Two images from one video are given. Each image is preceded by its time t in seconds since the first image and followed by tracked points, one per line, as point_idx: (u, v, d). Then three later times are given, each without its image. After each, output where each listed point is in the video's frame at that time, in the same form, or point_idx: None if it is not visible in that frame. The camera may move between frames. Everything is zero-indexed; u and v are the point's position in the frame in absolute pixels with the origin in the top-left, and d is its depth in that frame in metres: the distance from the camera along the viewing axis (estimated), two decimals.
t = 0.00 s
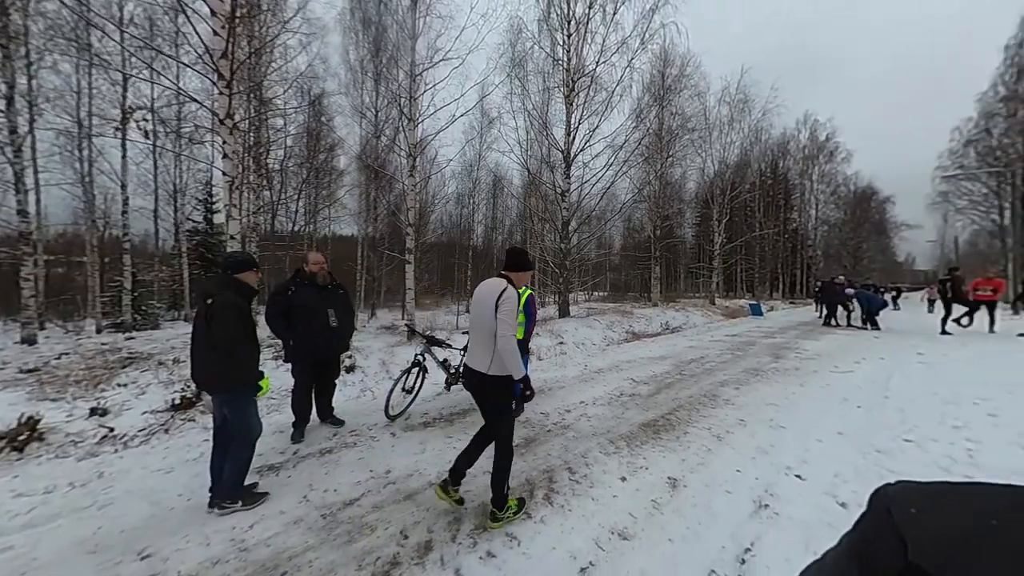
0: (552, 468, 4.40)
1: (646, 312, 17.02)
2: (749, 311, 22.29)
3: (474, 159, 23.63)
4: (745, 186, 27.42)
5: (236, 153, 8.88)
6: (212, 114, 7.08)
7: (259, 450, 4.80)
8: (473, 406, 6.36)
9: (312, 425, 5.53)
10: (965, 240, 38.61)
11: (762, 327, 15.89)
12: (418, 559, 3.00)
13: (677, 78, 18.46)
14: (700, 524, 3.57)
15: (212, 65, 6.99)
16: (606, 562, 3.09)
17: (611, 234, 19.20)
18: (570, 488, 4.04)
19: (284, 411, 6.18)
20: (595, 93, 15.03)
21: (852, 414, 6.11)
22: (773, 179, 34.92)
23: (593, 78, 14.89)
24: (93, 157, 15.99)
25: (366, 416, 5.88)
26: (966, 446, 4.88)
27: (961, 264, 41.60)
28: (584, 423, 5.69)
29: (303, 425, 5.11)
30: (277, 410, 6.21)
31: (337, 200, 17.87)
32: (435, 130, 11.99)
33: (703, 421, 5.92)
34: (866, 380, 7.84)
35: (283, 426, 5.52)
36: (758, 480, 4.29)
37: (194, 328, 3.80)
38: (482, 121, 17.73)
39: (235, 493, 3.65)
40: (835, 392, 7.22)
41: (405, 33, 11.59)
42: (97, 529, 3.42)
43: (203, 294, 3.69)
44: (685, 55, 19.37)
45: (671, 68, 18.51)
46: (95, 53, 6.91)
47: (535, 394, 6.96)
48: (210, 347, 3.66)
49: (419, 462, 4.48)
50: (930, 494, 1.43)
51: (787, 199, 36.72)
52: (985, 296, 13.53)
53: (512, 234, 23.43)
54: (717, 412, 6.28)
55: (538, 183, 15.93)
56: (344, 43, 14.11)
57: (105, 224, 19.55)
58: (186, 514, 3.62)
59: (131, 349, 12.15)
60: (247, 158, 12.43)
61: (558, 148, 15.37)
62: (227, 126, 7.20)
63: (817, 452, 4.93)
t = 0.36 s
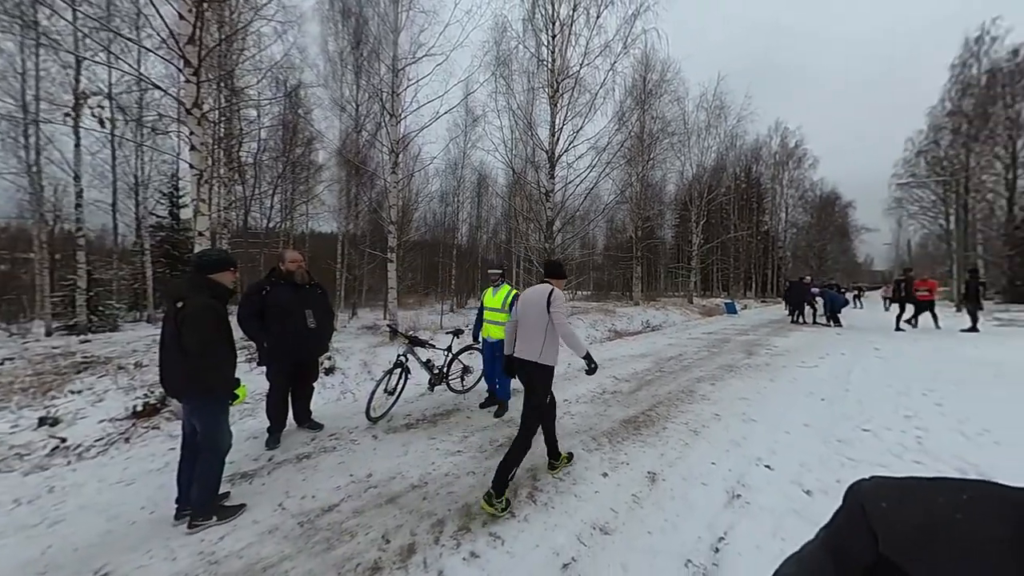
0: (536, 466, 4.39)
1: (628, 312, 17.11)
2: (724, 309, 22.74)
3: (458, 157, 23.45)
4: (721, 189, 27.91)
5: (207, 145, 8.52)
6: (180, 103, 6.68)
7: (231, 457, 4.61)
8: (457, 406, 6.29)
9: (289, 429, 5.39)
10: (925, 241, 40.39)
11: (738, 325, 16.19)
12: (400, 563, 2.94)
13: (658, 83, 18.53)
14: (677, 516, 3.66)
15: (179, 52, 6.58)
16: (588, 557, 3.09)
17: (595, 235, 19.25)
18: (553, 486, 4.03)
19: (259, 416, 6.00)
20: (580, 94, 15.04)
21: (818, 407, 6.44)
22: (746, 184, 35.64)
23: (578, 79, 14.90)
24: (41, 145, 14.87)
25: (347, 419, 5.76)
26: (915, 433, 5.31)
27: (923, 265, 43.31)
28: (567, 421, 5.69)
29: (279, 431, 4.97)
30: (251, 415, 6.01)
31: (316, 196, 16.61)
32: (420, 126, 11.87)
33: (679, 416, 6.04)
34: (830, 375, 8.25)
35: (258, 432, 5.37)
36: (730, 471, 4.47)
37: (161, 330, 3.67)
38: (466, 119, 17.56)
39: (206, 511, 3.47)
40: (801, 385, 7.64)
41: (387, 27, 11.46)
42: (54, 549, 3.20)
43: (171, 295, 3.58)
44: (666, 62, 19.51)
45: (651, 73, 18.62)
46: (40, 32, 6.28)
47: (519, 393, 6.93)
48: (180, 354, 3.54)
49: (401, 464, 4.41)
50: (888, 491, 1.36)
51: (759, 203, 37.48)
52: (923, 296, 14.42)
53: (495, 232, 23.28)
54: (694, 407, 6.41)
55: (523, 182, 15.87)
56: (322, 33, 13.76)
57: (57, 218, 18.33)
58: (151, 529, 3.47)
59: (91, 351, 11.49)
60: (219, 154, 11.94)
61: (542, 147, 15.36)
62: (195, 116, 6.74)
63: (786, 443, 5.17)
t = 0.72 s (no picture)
0: (520, 467, 4.35)
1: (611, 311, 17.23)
2: (701, 308, 23.07)
3: (442, 155, 23.28)
4: (699, 191, 28.30)
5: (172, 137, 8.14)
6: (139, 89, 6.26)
7: (196, 468, 4.35)
8: (441, 408, 6.21)
9: (261, 437, 5.20)
10: (892, 242, 41.81)
11: (715, 322, 16.42)
12: (381, 571, 2.87)
13: (639, 86, 18.60)
14: (658, 511, 3.68)
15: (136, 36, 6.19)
16: (571, 556, 3.06)
17: (579, 235, 19.27)
18: (538, 486, 3.99)
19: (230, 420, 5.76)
20: (564, 94, 15.06)
21: (788, 401, 6.61)
22: (722, 188, 36.20)
23: (564, 79, 14.92)
24: None
25: (325, 424, 5.60)
26: (875, 424, 5.57)
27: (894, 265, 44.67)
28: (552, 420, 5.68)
29: (251, 438, 4.77)
30: (222, 419, 5.76)
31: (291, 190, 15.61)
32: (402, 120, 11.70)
33: (659, 412, 6.07)
34: (800, 369, 8.48)
35: (229, 437, 5.13)
36: (708, 465, 4.53)
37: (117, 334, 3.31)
38: (449, 116, 17.41)
39: (168, 527, 3.24)
40: (773, 380, 7.83)
41: (367, 18, 11.30)
42: None
43: (135, 296, 3.29)
44: (648, 66, 19.63)
45: (633, 77, 18.70)
46: None
47: (504, 392, 6.89)
48: (146, 359, 3.25)
49: (383, 468, 4.32)
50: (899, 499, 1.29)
51: (734, 205, 38.14)
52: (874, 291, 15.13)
53: (479, 231, 23.17)
54: (673, 403, 6.47)
55: (508, 182, 15.82)
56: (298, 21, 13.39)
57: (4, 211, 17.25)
58: (104, 546, 3.22)
59: (40, 356, 10.77)
60: (189, 149, 11.47)
61: (527, 146, 15.35)
62: (156, 102, 6.38)
63: (759, 437, 5.28)
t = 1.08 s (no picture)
0: (504, 468, 4.31)
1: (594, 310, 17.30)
2: (680, 306, 23.36)
3: (425, 152, 23.06)
4: (679, 192, 28.61)
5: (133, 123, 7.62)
6: (92, 71, 5.64)
7: (156, 481, 4.03)
8: (424, 409, 6.13)
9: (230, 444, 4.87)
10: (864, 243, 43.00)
11: (694, 320, 16.59)
12: None
13: (622, 89, 18.62)
14: (640, 507, 3.68)
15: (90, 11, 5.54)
16: (556, 557, 3.03)
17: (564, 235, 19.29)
18: (521, 487, 3.96)
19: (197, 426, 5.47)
20: (549, 95, 15.07)
21: (762, 395, 6.76)
22: (702, 190, 36.62)
23: (549, 79, 14.92)
24: None
25: (301, 429, 5.39)
26: (841, 416, 5.79)
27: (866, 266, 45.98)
28: (536, 420, 5.65)
29: (218, 447, 4.45)
30: (187, 426, 5.45)
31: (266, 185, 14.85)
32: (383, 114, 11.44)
33: (641, 409, 6.09)
34: (774, 366, 8.66)
35: (194, 445, 4.84)
36: (688, 460, 4.56)
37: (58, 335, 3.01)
38: (432, 113, 17.20)
39: (124, 544, 3.01)
40: (749, 376, 7.97)
41: (347, 8, 10.98)
42: None
43: (83, 296, 2.99)
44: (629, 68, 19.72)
45: (616, 78, 18.69)
46: None
47: (488, 393, 6.82)
48: (91, 365, 2.93)
49: (363, 473, 4.21)
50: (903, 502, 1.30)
51: (713, 206, 38.63)
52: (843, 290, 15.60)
53: (463, 231, 22.96)
54: (655, 400, 6.50)
55: (492, 180, 15.76)
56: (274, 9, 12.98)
57: None
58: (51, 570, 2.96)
59: None
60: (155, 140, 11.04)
61: (511, 146, 15.31)
62: (112, 87, 5.71)
63: (736, 431, 5.37)
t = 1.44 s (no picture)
0: (487, 469, 4.31)
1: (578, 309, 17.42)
2: (660, 305, 23.65)
3: (408, 147, 22.86)
4: (659, 193, 28.90)
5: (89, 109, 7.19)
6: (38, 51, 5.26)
7: (113, 495, 3.80)
8: (406, 411, 6.08)
9: (196, 453, 4.63)
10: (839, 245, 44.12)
11: (673, 319, 16.78)
12: None
13: (605, 91, 18.63)
14: (623, 503, 3.73)
15: None
16: (540, 556, 3.05)
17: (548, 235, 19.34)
18: (505, 487, 3.98)
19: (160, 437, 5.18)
20: (534, 94, 15.09)
21: (738, 389, 6.92)
22: (681, 192, 37.05)
23: (534, 79, 14.94)
24: None
25: (277, 434, 5.22)
26: (808, 408, 6.04)
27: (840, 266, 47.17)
28: (520, 419, 5.65)
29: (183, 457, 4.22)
30: (149, 437, 5.14)
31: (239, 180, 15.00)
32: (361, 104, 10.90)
33: (624, 407, 6.14)
34: (749, 361, 8.86)
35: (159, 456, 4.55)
36: (668, 454, 4.65)
37: None
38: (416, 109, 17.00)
39: (77, 563, 2.77)
40: (725, 371, 8.14)
41: None
42: None
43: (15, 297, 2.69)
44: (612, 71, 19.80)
45: (600, 81, 18.81)
46: None
47: (472, 393, 6.78)
48: (26, 369, 2.62)
49: (343, 477, 4.13)
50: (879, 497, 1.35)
51: (692, 208, 39.13)
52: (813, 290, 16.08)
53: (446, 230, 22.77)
54: (637, 397, 6.58)
55: (476, 178, 15.72)
56: None
57: None
58: None
59: None
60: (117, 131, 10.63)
61: (496, 145, 15.29)
62: (61, 69, 5.33)
63: (713, 425, 5.49)
